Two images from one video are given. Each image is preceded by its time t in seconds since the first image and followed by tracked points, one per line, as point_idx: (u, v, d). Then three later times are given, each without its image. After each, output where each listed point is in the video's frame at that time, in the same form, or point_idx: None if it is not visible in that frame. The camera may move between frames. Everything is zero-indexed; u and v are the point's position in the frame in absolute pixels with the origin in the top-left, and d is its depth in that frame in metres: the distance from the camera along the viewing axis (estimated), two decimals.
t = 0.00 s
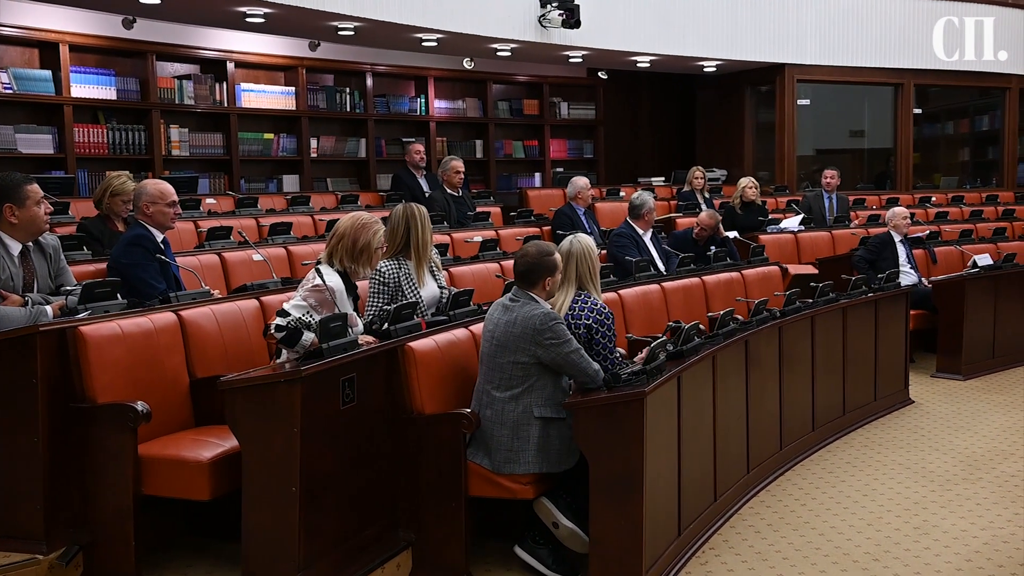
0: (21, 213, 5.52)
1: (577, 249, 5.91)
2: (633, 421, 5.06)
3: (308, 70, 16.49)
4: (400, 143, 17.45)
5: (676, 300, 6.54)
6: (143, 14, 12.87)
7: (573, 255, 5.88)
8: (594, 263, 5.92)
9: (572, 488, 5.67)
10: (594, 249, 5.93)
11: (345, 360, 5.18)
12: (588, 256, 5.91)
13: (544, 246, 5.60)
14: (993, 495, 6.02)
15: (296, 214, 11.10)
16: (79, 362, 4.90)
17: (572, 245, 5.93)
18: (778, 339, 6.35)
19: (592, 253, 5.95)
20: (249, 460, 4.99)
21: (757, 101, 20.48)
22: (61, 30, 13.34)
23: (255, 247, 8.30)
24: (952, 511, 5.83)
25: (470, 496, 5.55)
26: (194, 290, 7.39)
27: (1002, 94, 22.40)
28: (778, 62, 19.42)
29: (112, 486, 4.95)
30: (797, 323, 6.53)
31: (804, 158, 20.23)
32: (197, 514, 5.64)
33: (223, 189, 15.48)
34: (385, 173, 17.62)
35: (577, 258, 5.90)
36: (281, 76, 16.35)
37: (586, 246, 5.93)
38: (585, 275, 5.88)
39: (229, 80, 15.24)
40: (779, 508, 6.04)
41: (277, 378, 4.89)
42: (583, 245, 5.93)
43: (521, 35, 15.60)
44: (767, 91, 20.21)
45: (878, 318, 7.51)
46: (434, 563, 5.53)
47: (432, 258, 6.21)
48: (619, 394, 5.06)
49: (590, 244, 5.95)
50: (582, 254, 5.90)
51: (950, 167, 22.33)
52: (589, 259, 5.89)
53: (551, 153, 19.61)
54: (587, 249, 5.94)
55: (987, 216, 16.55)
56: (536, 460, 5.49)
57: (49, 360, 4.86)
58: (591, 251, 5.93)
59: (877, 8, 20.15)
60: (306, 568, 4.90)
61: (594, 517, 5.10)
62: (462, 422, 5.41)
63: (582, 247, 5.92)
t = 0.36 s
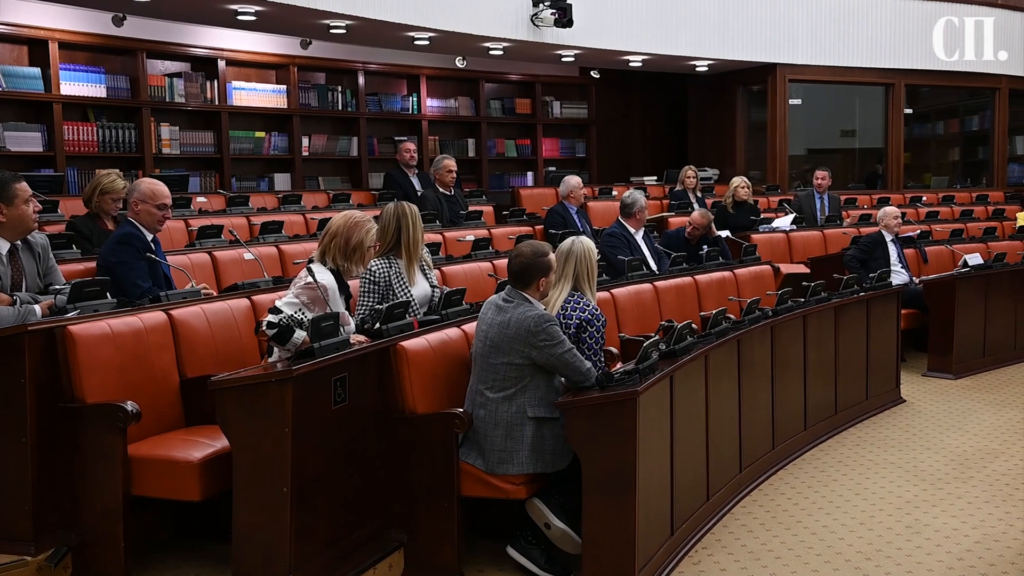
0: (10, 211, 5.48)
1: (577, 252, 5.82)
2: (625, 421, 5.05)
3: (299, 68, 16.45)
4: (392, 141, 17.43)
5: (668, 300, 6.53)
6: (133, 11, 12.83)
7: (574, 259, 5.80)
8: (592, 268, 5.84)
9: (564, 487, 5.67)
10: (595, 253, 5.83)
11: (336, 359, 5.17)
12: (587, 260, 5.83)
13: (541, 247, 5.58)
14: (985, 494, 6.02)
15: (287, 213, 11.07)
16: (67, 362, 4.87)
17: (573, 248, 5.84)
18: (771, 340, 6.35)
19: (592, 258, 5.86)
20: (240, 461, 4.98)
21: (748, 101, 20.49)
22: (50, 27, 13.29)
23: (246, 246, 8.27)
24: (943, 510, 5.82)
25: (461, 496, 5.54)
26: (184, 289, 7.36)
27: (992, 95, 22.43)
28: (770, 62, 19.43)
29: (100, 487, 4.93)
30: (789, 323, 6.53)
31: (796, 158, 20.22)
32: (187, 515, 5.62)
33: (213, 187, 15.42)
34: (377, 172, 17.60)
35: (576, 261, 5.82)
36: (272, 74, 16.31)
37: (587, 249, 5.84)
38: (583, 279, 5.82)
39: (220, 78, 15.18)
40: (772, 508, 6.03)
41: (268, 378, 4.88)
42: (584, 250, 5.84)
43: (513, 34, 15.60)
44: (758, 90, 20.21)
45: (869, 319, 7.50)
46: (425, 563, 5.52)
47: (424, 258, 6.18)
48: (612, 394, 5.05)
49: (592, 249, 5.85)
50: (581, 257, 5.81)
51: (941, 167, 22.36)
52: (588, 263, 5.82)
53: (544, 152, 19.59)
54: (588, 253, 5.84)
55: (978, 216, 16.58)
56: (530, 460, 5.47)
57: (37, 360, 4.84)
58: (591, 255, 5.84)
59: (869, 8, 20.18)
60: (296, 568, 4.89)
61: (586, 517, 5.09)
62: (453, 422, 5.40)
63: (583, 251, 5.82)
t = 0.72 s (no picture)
0: None
1: (563, 251, 5.81)
2: (611, 421, 5.06)
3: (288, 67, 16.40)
4: (381, 141, 17.42)
5: (656, 300, 6.54)
6: (121, 10, 12.78)
7: (561, 258, 5.78)
8: (578, 266, 5.81)
9: (550, 488, 5.68)
10: (581, 254, 5.81)
11: (322, 360, 5.17)
12: (575, 258, 5.80)
13: (533, 249, 5.56)
14: (971, 495, 6.04)
15: (275, 213, 11.06)
16: (51, 364, 4.86)
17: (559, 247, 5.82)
18: (759, 341, 6.35)
19: (578, 256, 5.84)
20: (225, 462, 4.98)
21: (737, 101, 20.46)
22: (36, 26, 13.23)
23: (233, 247, 8.25)
24: (929, 511, 5.84)
25: (448, 497, 5.55)
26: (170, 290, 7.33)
27: (979, 97, 22.44)
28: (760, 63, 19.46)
29: (84, 489, 4.92)
30: (777, 324, 6.54)
31: (785, 158, 20.23)
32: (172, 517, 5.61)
33: (202, 187, 15.34)
34: (366, 173, 17.58)
35: (563, 259, 5.80)
36: (261, 74, 16.29)
37: (573, 247, 5.83)
38: (570, 277, 5.80)
39: (208, 77, 15.13)
40: (759, 508, 6.04)
41: (255, 378, 4.88)
42: (570, 247, 5.82)
43: (504, 34, 15.58)
44: (747, 91, 20.19)
45: (856, 319, 7.53)
46: (411, 564, 5.54)
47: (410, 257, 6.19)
48: (599, 394, 5.05)
49: (578, 247, 5.83)
50: (568, 255, 5.79)
51: (929, 168, 22.43)
52: (576, 262, 5.79)
53: (533, 152, 19.56)
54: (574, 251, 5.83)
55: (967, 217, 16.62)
56: (517, 462, 5.49)
57: (21, 361, 4.82)
58: (578, 254, 5.83)
59: (859, 9, 20.22)
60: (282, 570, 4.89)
61: (573, 517, 5.10)
62: (438, 422, 5.41)
63: (569, 249, 5.81)
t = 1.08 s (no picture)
0: None
1: (533, 253, 5.16)
2: (584, 442, 4.51)
3: (228, 49, 15.68)
4: (332, 132, 16.71)
5: (637, 305, 6.02)
6: None
7: (529, 257, 5.12)
8: (549, 270, 5.19)
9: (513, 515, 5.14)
10: (553, 255, 5.17)
11: (260, 377, 4.63)
12: (545, 261, 5.17)
13: (500, 250, 4.94)
14: (983, 522, 5.47)
15: (212, 212, 10.45)
16: None
17: (528, 249, 5.18)
18: (751, 351, 5.80)
19: (550, 258, 5.19)
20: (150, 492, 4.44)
21: (728, 86, 19.83)
22: None
23: (161, 249, 7.72)
24: (938, 540, 5.27)
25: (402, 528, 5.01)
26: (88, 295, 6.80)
27: (992, 82, 21.70)
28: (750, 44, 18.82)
29: None
30: (771, 332, 5.97)
31: (781, 149, 19.54)
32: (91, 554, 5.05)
33: (129, 181, 14.74)
34: (314, 166, 16.91)
35: (532, 263, 5.16)
36: (198, 56, 15.48)
37: (545, 251, 5.18)
38: (539, 283, 5.18)
39: (137, 59, 14.52)
40: (751, 537, 5.47)
41: (184, 397, 4.34)
42: (542, 251, 5.17)
43: (467, 11, 15.04)
44: (738, 75, 19.57)
45: (857, 328, 6.95)
46: None
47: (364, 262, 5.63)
48: (569, 411, 4.52)
49: (550, 250, 5.19)
50: (538, 258, 5.15)
51: (939, 159, 21.64)
52: (546, 265, 5.16)
53: (502, 142, 18.80)
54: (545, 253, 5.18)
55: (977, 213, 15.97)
56: (478, 489, 4.89)
57: None
58: (548, 256, 5.18)
59: None
60: None
61: (540, 551, 4.55)
62: (391, 444, 4.85)
63: (540, 253, 5.16)
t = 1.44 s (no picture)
0: None
1: (497, 255, 4.23)
2: (557, 485, 3.60)
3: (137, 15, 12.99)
4: (262, 112, 13.81)
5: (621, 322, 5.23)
6: None
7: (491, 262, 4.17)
8: (514, 276, 4.24)
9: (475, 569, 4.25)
10: (520, 260, 4.22)
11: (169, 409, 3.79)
12: (509, 264, 4.22)
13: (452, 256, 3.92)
14: None
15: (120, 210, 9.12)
16: None
17: (491, 251, 4.23)
18: (760, 373, 4.81)
19: (516, 263, 4.24)
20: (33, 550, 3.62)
21: (735, 60, 16.50)
22: None
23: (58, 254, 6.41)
24: None
25: None
26: None
27: None
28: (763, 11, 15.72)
29: None
30: (785, 351, 5.00)
31: (799, 135, 16.24)
32: None
33: (20, 175, 12.17)
34: (243, 155, 13.88)
35: (496, 267, 4.23)
36: (103, 24, 12.88)
37: (511, 253, 4.23)
38: (503, 291, 4.23)
39: (29, 28, 12.02)
40: None
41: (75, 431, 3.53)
42: (508, 252, 4.23)
43: None
44: (747, 47, 16.30)
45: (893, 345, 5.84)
46: None
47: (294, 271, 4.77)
48: (537, 451, 3.60)
49: (518, 252, 4.23)
50: (503, 262, 4.22)
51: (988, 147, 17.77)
52: (513, 270, 4.22)
53: (464, 127, 15.52)
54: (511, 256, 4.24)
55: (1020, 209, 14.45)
56: (434, 541, 3.83)
57: None
58: (515, 259, 4.21)
59: None
60: None
61: None
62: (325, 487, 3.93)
63: (506, 255, 4.22)
